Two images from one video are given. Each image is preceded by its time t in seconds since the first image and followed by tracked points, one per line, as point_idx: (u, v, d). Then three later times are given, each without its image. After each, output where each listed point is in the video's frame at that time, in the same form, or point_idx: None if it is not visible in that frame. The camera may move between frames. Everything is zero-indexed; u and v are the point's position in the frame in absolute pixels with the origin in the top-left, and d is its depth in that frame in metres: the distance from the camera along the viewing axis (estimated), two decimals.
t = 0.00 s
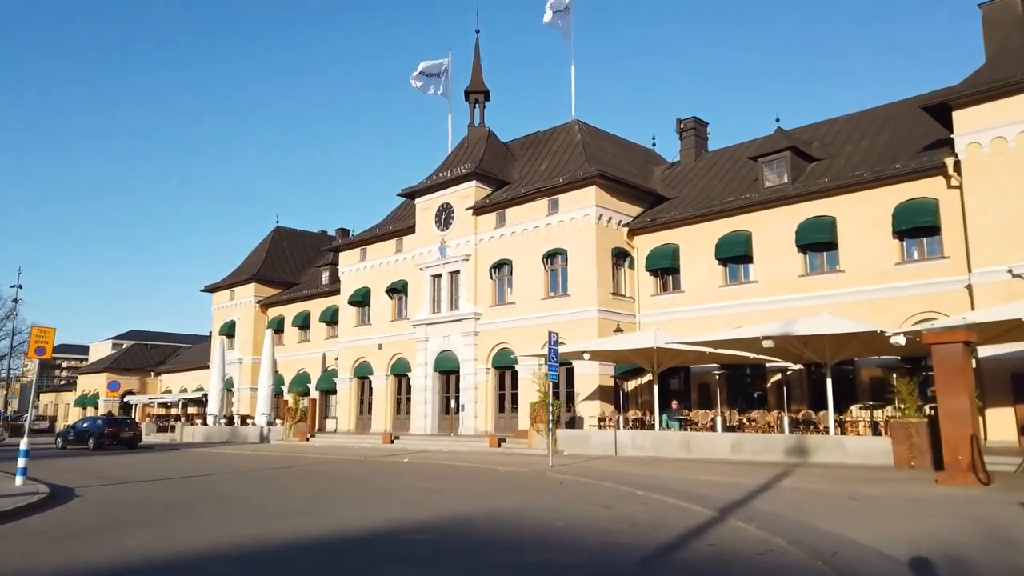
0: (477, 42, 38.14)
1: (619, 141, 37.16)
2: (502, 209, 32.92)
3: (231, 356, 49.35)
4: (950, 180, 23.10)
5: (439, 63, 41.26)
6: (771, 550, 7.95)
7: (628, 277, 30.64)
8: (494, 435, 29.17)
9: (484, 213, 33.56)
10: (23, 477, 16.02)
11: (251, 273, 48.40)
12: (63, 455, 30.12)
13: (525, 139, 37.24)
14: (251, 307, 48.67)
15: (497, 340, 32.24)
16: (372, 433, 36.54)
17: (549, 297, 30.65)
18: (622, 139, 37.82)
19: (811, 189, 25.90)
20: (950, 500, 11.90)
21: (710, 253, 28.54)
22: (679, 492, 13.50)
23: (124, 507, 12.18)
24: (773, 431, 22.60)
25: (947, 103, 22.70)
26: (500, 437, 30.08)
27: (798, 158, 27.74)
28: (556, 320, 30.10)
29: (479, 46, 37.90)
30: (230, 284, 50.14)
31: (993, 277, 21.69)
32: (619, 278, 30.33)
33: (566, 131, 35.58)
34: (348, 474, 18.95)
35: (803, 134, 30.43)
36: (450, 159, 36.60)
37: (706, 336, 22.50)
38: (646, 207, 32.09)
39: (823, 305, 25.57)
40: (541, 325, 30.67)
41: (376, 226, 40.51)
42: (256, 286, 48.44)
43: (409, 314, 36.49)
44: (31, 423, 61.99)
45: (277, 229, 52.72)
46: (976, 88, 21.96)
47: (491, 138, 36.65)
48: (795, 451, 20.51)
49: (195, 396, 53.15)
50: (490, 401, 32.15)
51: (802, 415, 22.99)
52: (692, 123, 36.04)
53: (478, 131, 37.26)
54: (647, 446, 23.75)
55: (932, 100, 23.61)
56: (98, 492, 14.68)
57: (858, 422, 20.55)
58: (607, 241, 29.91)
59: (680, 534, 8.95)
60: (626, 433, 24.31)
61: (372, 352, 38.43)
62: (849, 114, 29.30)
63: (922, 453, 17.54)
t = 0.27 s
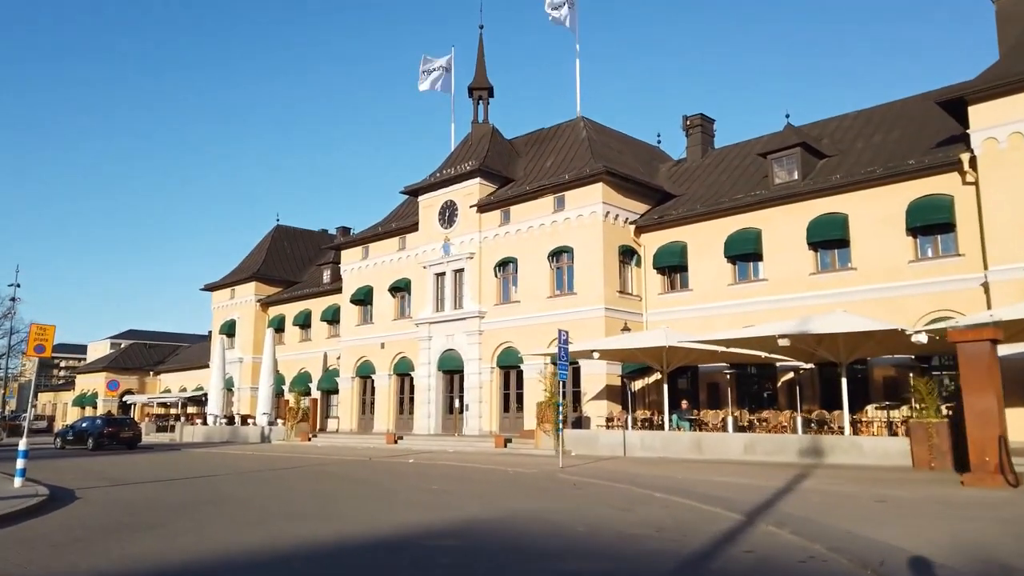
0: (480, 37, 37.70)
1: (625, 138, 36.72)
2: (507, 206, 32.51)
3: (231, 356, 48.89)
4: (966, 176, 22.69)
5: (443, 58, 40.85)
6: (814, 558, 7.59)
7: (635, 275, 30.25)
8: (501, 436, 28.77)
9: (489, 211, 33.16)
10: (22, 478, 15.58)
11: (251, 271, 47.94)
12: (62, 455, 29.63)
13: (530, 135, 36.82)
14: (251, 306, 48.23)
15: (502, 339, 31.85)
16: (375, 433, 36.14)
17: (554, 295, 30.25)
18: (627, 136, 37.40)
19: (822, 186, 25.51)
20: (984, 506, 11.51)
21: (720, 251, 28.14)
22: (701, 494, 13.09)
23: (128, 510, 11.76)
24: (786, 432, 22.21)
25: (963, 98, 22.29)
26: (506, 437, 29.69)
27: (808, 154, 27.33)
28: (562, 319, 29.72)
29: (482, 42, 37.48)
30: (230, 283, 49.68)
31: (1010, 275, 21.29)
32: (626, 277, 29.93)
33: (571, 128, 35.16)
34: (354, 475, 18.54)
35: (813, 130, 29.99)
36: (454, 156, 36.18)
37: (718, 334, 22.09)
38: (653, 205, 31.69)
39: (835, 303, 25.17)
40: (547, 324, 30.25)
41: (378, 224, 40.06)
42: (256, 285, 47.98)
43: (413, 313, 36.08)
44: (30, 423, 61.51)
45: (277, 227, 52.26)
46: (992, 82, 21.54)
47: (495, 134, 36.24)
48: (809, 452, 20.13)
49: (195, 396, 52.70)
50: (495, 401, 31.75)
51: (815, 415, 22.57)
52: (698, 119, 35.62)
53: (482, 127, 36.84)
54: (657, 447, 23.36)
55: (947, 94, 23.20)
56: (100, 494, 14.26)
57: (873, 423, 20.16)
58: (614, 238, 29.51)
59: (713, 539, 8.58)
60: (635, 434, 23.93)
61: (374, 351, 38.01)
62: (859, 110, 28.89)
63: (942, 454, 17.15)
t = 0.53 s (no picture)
0: (483, 36, 37.30)
1: (630, 138, 36.34)
2: (511, 206, 32.11)
3: (229, 358, 48.40)
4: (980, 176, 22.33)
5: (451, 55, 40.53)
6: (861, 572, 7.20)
7: (641, 276, 29.87)
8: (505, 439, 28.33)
9: (492, 211, 32.77)
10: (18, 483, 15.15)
11: (250, 273, 47.49)
12: (60, 459, 29.19)
13: (533, 135, 36.43)
14: (250, 307, 47.77)
15: (505, 341, 31.43)
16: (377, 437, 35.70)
17: (559, 297, 29.85)
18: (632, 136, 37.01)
19: (833, 186, 25.15)
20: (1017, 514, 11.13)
21: (728, 252, 27.76)
22: (721, 500, 12.70)
23: (131, 518, 11.34)
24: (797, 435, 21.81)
25: (977, 96, 21.95)
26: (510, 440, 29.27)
27: (817, 154, 26.97)
28: (567, 321, 29.33)
29: (485, 41, 37.09)
30: (228, 284, 49.21)
31: None
32: (632, 278, 29.54)
33: (575, 128, 34.78)
34: (359, 479, 18.12)
35: (821, 130, 29.63)
36: (456, 156, 35.78)
37: (730, 336, 21.69)
38: (659, 205, 31.32)
39: (846, 305, 24.81)
40: (552, 325, 29.86)
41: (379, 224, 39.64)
42: (255, 287, 47.53)
43: (414, 315, 35.65)
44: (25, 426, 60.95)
45: (276, 228, 51.81)
46: (1008, 80, 21.19)
47: (499, 134, 35.84)
48: (823, 456, 19.74)
49: (193, 398, 52.21)
50: (499, 403, 31.32)
51: (827, 419, 22.17)
52: (704, 120, 35.25)
53: (485, 127, 36.44)
54: (666, 451, 22.96)
55: (960, 93, 22.84)
56: (100, 500, 13.83)
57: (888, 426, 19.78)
58: (620, 239, 29.12)
59: (750, 551, 8.19)
60: (643, 437, 23.52)
61: (375, 353, 37.57)
62: (868, 109, 28.53)
63: (962, 459, 16.77)
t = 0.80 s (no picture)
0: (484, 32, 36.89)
1: (633, 135, 35.94)
2: (513, 203, 31.69)
3: (226, 357, 47.87)
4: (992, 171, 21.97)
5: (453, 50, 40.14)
6: None
7: (645, 274, 29.47)
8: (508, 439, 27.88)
9: (494, 208, 32.35)
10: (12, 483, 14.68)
11: (248, 271, 46.99)
12: (54, 458, 28.63)
13: (535, 132, 36.02)
14: (247, 306, 47.25)
15: (507, 339, 31.00)
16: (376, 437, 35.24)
17: (563, 294, 29.44)
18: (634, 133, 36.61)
19: (841, 182, 24.79)
20: None
21: (734, 249, 27.38)
22: (739, 501, 12.31)
23: (130, 519, 10.91)
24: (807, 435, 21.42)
25: (989, 90, 21.60)
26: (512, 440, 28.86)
27: (825, 150, 26.61)
28: (570, 319, 28.91)
29: (487, 36, 36.67)
30: (225, 283, 48.69)
31: None
32: (636, 276, 29.14)
33: (578, 124, 34.37)
34: (362, 480, 17.69)
35: (827, 126, 29.27)
36: (457, 152, 35.35)
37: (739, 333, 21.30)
38: (663, 202, 30.93)
39: (854, 302, 24.44)
40: (555, 324, 29.45)
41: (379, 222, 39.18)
42: (253, 285, 47.03)
43: (415, 313, 35.20)
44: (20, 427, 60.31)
45: (273, 227, 51.31)
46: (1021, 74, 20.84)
47: (500, 131, 35.42)
48: (835, 456, 19.35)
49: (190, 398, 51.67)
50: (500, 403, 30.89)
51: (838, 418, 21.78)
52: (707, 116, 34.87)
53: (487, 123, 36.02)
54: (673, 450, 22.56)
55: (971, 87, 22.49)
56: (96, 500, 13.37)
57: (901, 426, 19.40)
58: (624, 236, 28.72)
59: (782, 554, 7.80)
60: (649, 437, 23.12)
61: (375, 352, 37.11)
62: (876, 105, 28.18)
63: (980, 459, 16.42)
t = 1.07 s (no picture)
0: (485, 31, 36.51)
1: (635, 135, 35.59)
2: (516, 204, 31.30)
3: (223, 359, 47.37)
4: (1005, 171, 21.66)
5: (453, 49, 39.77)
6: None
7: (650, 276, 29.11)
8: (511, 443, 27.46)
9: (496, 209, 31.95)
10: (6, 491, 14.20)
11: (245, 272, 46.51)
12: (49, 463, 28.09)
13: (537, 132, 35.65)
14: (245, 308, 46.75)
15: (510, 342, 30.60)
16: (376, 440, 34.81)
17: (566, 296, 29.06)
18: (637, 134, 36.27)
19: (849, 182, 24.47)
20: None
21: (740, 251, 27.03)
22: (760, 509, 11.95)
23: (131, 530, 10.49)
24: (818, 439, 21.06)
25: (1001, 89, 21.31)
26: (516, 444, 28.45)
27: (832, 150, 26.28)
28: (574, 321, 28.53)
29: (488, 35, 36.32)
30: (222, 284, 48.18)
31: None
32: (640, 277, 28.78)
33: (580, 124, 34.00)
34: (366, 486, 17.26)
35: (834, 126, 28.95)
36: (458, 152, 34.96)
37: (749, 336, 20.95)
38: (667, 203, 30.59)
39: (863, 304, 24.11)
40: (558, 326, 29.06)
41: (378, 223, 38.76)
42: (250, 287, 46.54)
43: (415, 315, 34.78)
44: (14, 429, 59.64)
45: (271, 227, 50.84)
46: None
47: (502, 130, 35.04)
48: (848, 461, 18.99)
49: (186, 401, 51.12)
50: (503, 406, 30.48)
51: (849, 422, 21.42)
52: (711, 117, 34.54)
53: (488, 123, 35.64)
54: (681, 455, 22.18)
55: (982, 86, 22.20)
56: (95, 509, 12.92)
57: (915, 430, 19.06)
58: (628, 237, 28.35)
59: (822, 569, 7.45)
60: (657, 441, 22.74)
61: (374, 354, 36.68)
62: (883, 105, 27.88)
63: (999, 464, 16.08)
